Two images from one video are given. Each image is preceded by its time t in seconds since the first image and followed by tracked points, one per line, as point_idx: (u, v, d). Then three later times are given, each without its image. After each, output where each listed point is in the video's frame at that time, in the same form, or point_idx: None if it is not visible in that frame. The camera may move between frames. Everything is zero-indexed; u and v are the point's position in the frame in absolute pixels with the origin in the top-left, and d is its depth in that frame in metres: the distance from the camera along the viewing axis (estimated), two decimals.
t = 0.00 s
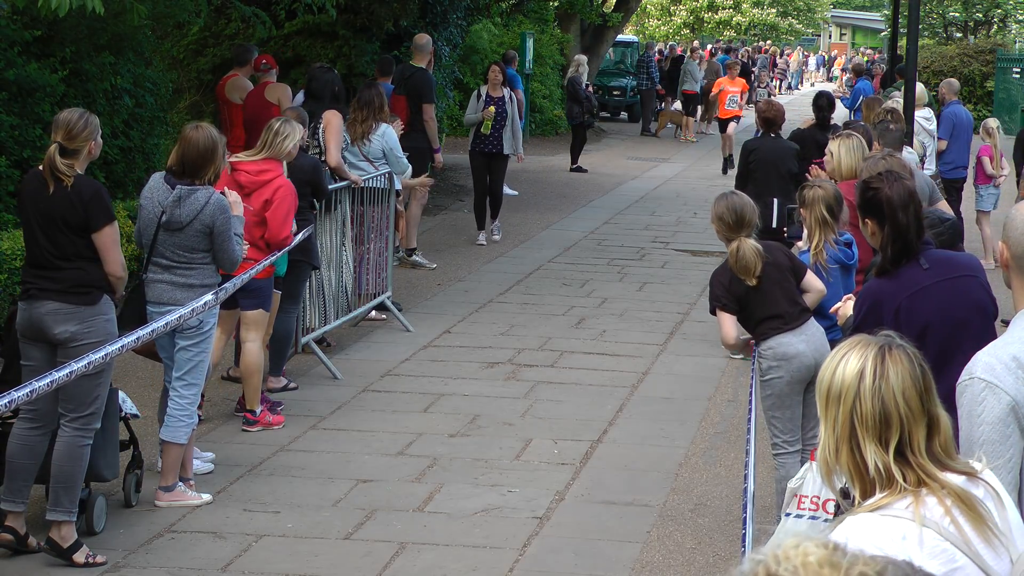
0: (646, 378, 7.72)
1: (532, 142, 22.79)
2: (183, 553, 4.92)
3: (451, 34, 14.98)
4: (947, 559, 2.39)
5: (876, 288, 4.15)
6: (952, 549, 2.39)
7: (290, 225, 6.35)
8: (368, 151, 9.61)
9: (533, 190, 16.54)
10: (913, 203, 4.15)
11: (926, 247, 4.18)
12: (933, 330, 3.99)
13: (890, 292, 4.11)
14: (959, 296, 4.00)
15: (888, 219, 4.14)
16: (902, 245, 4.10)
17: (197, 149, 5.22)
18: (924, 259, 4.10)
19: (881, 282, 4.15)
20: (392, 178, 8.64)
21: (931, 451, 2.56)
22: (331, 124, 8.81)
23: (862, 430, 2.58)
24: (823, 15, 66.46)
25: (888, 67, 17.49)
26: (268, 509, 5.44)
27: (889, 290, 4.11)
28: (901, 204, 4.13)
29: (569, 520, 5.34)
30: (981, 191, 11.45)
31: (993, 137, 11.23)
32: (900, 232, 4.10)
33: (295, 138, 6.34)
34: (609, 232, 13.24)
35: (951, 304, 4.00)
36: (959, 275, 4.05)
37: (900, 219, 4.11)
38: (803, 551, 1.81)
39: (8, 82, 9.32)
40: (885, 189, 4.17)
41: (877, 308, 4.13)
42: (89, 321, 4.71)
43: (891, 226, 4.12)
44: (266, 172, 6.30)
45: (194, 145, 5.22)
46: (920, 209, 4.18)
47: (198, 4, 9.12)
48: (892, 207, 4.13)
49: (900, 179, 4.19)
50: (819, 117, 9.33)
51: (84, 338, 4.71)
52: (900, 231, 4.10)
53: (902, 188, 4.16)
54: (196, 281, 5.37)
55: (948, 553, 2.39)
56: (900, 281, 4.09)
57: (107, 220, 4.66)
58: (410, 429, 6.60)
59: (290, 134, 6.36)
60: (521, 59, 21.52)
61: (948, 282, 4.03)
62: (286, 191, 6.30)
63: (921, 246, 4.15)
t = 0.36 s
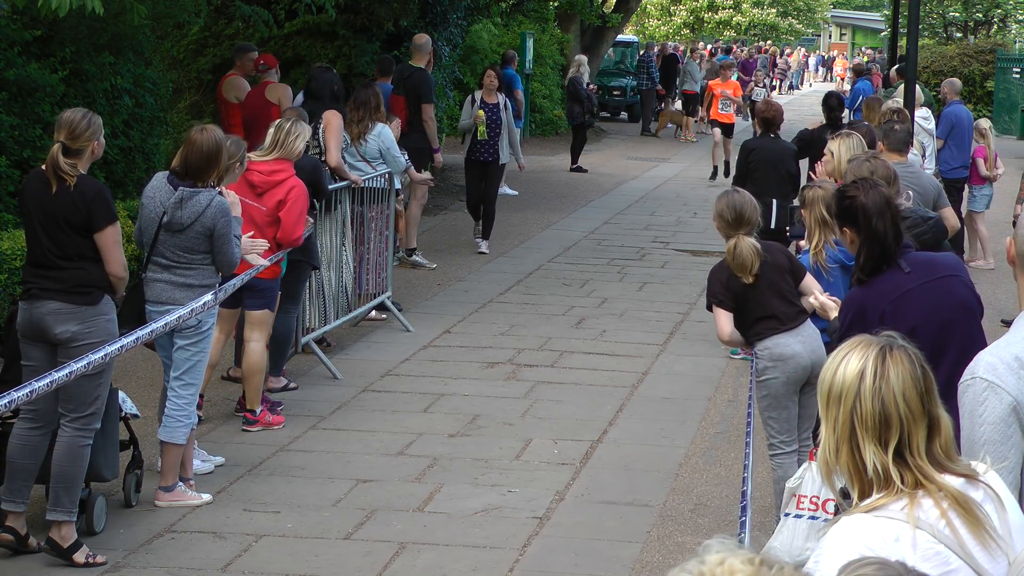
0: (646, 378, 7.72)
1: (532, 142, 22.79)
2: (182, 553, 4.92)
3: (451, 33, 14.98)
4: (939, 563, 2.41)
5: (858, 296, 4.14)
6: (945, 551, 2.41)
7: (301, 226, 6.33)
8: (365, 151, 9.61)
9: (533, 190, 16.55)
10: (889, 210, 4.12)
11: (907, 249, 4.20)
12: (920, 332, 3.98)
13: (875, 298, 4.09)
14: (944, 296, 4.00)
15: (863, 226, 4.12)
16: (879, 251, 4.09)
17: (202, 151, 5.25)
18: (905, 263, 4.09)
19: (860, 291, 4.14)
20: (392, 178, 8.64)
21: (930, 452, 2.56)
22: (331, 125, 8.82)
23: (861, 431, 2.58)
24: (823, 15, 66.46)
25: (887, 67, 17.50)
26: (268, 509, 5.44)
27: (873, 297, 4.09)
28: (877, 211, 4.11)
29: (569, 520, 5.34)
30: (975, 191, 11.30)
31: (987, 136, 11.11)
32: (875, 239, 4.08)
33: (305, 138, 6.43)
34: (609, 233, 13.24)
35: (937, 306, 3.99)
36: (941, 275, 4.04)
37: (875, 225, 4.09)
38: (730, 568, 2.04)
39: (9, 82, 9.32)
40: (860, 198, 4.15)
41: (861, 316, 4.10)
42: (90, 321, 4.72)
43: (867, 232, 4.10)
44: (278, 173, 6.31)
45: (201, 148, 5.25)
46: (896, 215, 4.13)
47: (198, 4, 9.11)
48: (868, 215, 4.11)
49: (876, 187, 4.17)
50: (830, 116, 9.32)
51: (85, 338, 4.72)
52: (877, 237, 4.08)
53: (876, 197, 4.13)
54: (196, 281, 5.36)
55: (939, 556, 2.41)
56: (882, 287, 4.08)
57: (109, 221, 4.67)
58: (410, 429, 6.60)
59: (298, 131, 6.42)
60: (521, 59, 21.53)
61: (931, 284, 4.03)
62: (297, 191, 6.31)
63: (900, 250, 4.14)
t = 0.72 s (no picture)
0: (646, 378, 7.72)
1: (532, 142, 22.80)
2: (183, 554, 4.92)
3: (451, 34, 14.98)
4: (939, 564, 2.40)
5: (853, 298, 4.12)
6: (945, 553, 2.41)
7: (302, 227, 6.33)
8: (365, 151, 9.61)
9: (533, 190, 16.56)
10: (888, 211, 4.09)
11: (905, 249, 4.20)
12: (916, 333, 3.99)
13: (872, 297, 4.07)
14: (942, 297, 4.00)
15: (860, 227, 4.09)
16: (876, 252, 4.07)
17: (206, 150, 5.22)
18: (901, 263, 4.08)
19: (857, 292, 4.12)
20: (391, 178, 8.64)
21: (934, 454, 2.56)
22: (331, 124, 8.81)
23: (864, 432, 2.57)
24: (823, 15, 66.48)
25: (887, 67, 17.50)
26: (268, 509, 5.44)
27: (870, 296, 4.08)
28: (877, 211, 4.07)
29: (569, 520, 5.34)
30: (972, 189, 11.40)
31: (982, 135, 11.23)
32: (872, 240, 4.06)
33: (303, 136, 6.43)
34: (609, 233, 13.24)
35: (934, 306, 4.00)
36: (939, 275, 4.04)
37: (875, 227, 4.06)
38: (715, 562, 2.17)
39: (8, 82, 9.32)
40: (859, 197, 4.11)
41: (857, 317, 4.09)
42: (90, 320, 4.72)
43: (865, 233, 4.08)
44: (278, 172, 6.31)
45: (205, 148, 5.23)
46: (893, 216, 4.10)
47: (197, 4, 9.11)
48: (865, 215, 4.08)
49: (874, 187, 4.13)
50: (831, 116, 9.33)
51: (85, 338, 4.72)
52: (875, 239, 4.06)
53: (875, 197, 4.09)
54: (198, 280, 5.36)
55: (939, 558, 2.41)
56: (878, 287, 4.07)
57: (109, 220, 4.66)
58: (410, 429, 6.60)
59: (298, 131, 6.43)
60: (521, 59, 21.53)
61: (928, 284, 4.03)
62: (297, 192, 6.32)
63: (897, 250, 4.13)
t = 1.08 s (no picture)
0: (646, 378, 7.72)
1: (533, 142, 22.80)
2: (183, 553, 4.92)
3: (451, 34, 14.99)
4: (938, 566, 2.40)
5: (854, 297, 4.12)
6: (944, 557, 2.40)
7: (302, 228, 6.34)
8: (365, 151, 9.62)
9: (533, 190, 16.57)
10: (893, 209, 4.08)
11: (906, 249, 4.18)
12: (918, 332, 3.99)
13: (873, 296, 4.07)
14: (943, 297, 4.00)
15: (862, 225, 4.08)
16: (877, 251, 4.06)
17: (212, 146, 5.23)
18: (902, 263, 4.08)
19: (858, 290, 4.12)
20: (392, 178, 8.64)
21: (938, 457, 2.56)
22: (331, 124, 8.83)
23: (868, 432, 2.58)
24: (823, 15, 66.46)
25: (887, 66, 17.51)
26: (268, 509, 5.44)
27: (871, 295, 4.08)
28: (879, 209, 4.07)
29: (569, 520, 5.34)
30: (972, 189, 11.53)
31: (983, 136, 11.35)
32: (875, 238, 4.05)
33: (298, 136, 6.45)
34: (609, 233, 13.24)
35: (935, 307, 4.00)
36: (939, 276, 4.04)
37: (876, 224, 4.05)
38: (728, 533, 1.94)
39: (9, 82, 9.32)
40: (862, 195, 4.10)
41: (858, 315, 4.08)
42: (86, 320, 4.71)
43: (867, 232, 4.07)
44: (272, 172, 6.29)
45: (207, 147, 5.23)
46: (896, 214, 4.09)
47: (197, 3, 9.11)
48: (868, 214, 4.07)
49: (878, 185, 4.13)
50: (829, 115, 9.34)
51: (82, 338, 4.71)
52: (877, 236, 4.04)
53: (880, 195, 4.09)
54: (209, 278, 5.39)
55: (938, 562, 2.40)
56: (878, 286, 4.07)
57: (106, 219, 4.65)
58: (410, 429, 6.60)
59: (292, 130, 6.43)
60: (521, 59, 21.54)
61: (930, 284, 4.02)
62: (292, 190, 6.29)
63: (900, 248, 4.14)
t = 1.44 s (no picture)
0: (646, 378, 7.72)
1: (533, 142, 22.80)
2: (183, 553, 4.92)
3: (451, 34, 14.99)
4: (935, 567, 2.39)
5: (855, 292, 4.12)
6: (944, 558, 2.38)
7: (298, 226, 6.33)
8: (365, 151, 9.62)
9: (533, 190, 16.58)
10: (899, 208, 4.06)
11: (911, 247, 4.15)
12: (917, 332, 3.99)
13: (873, 293, 4.07)
14: (943, 298, 4.01)
15: (870, 223, 4.07)
16: (881, 250, 4.05)
17: (211, 146, 5.23)
18: (905, 262, 4.07)
19: (859, 286, 4.12)
20: (391, 178, 8.64)
21: (938, 458, 2.55)
22: (331, 124, 8.84)
23: (869, 433, 2.58)
24: (823, 16, 66.48)
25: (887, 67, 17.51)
26: (268, 509, 5.44)
27: (871, 292, 4.08)
28: (885, 208, 4.05)
29: (569, 520, 5.34)
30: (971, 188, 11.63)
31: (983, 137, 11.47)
32: (881, 237, 4.04)
33: (287, 133, 6.43)
34: (609, 233, 13.24)
35: (935, 307, 4.00)
36: (941, 277, 4.03)
37: (881, 223, 4.04)
38: (808, 519, 1.90)
39: (9, 82, 9.31)
40: (869, 192, 4.08)
41: (858, 312, 4.07)
42: (80, 324, 4.71)
43: (873, 230, 4.05)
44: (265, 173, 6.27)
45: (207, 146, 5.23)
46: (903, 212, 4.08)
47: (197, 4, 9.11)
48: (874, 212, 4.06)
49: (886, 184, 4.11)
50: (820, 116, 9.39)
51: (76, 342, 4.71)
52: (881, 235, 4.03)
53: (886, 193, 4.07)
54: (210, 277, 5.40)
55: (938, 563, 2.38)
56: (880, 284, 4.07)
57: (100, 223, 4.64)
58: (410, 429, 6.60)
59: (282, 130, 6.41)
60: (521, 59, 21.55)
61: (930, 284, 4.02)
62: (286, 190, 6.27)
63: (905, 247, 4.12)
